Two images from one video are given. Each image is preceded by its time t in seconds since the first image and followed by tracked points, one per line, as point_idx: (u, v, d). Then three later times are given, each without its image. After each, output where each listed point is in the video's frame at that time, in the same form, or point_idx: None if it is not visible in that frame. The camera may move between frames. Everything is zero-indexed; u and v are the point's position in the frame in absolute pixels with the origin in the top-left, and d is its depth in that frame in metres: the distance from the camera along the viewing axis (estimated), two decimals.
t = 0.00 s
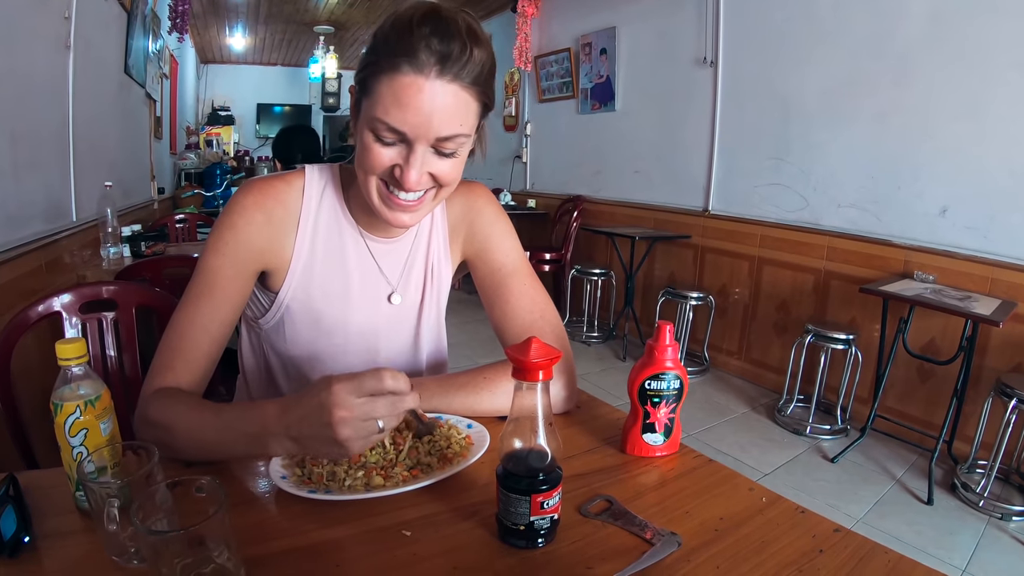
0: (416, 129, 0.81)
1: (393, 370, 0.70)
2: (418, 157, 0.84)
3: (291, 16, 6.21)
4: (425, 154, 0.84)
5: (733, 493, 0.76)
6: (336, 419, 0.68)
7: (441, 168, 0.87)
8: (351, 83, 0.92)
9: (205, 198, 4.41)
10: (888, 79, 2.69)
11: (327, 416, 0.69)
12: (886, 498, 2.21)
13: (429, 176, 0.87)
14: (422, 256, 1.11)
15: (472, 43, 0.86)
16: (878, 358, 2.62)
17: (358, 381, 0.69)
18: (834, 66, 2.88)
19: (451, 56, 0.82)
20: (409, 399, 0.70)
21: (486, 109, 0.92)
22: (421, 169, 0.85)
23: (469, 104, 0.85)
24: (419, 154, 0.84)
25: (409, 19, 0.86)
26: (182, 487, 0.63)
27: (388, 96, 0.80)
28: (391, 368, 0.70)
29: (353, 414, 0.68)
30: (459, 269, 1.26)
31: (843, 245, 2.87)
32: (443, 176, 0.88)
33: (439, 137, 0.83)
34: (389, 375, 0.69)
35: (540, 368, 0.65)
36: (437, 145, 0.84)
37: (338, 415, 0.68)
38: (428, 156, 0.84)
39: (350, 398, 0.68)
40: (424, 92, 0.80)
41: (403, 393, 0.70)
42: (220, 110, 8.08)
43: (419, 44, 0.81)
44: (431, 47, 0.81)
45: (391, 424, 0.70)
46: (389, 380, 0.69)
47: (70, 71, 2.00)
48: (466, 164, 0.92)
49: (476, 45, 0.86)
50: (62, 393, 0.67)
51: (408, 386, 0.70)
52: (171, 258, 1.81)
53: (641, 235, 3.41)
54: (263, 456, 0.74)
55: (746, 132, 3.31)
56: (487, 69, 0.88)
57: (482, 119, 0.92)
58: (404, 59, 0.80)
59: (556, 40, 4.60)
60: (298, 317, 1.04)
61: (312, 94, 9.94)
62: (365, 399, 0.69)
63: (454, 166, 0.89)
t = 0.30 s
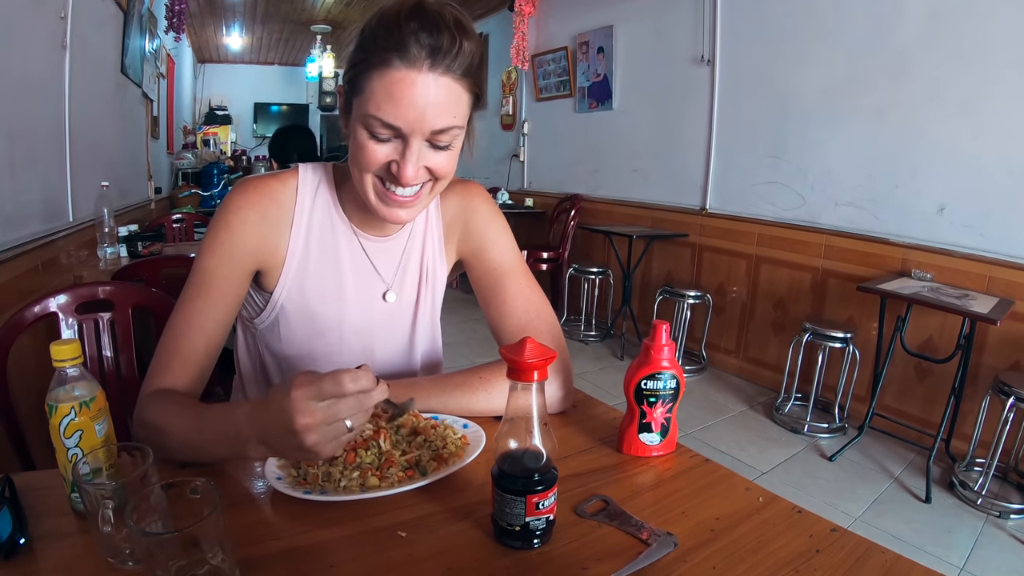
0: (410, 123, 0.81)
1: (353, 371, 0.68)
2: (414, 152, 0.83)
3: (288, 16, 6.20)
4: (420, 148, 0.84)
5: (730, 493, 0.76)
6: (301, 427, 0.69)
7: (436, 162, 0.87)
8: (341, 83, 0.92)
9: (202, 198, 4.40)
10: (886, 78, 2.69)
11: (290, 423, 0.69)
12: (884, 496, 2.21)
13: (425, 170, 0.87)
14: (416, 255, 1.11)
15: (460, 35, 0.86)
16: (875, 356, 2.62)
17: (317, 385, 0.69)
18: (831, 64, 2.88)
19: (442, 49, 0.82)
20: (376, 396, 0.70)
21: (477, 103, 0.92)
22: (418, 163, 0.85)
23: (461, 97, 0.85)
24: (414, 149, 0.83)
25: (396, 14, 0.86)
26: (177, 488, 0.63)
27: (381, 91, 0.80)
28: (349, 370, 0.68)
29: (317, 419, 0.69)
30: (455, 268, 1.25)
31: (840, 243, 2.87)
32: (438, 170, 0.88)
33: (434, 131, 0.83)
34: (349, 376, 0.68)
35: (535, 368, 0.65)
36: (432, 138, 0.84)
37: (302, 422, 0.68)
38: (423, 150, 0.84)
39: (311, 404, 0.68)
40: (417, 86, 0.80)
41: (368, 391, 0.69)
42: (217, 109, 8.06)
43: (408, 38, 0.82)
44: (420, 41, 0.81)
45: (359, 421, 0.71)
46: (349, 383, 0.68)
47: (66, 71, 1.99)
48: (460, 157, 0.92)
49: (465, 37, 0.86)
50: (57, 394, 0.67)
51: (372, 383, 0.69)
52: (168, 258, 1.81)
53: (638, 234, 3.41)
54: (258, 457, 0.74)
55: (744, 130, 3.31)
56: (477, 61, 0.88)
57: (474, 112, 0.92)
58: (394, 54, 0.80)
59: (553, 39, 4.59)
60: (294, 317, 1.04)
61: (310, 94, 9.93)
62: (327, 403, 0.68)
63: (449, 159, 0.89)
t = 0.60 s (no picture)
0: (406, 121, 0.82)
1: (381, 409, 0.74)
2: (410, 150, 0.84)
3: (287, 16, 6.20)
4: (416, 146, 0.84)
5: (728, 492, 0.76)
6: (322, 451, 0.69)
7: (432, 159, 0.87)
8: (335, 82, 0.92)
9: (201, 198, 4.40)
10: (885, 76, 2.69)
11: (311, 446, 0.70)
12: (884, 495, 2.21)
13: (421, 168, 0.87)
14: (414, 253, 1.11)
15: (455, 33, 0.86)
16: (875, 354, 2.62)
17: (344, 414, 0.71)
18: (831, 63, 2.88)
19: (437, 46, 0.82)
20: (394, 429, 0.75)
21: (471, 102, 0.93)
22: (413, 161, 0.85)
23: (457, 94, 0.85)
24: (410, 147, 0.84)
25: (392, 12, 0.86)
26: (177, 488, 0.63)
27: (376, 89, 0.80)
28: (377, 406, 0.73)
29: (339, 445, 0.70)
30: (453, 267, 1.25)
31: (839, 241, 2.87)
32: (434, 167, 0.88)
33: (430, 128, 0.83)
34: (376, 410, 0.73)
35: (533, 367, 0.65)
36: (428, 136, 0.84)
37: (324, 448, 0.69)
38: (419, 148, 0.84)
39: (336, 430, 0.70)
40: (413, 84, 0.80)
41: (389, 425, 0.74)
42: (216, 109, 8.06)
43: (404, 36, 0.82)
44: (416, 39, 0.82)
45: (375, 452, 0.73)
46: (378, 417, 0.72)
47: (65, 72, 1.99)
48: (456, 155, 0.92)
49: (461, 36, 0.87)
50: (57, 395, 0.67)
51: (394, 419, 0.75)
52: (167, 258, 1.81)
53: (637, 233, 3.41)
54: (257, 457, 0.74)
55: (743, 128, 3.31)
56: (473, 58, 0.89)
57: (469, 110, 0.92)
58: (390, 52, 0.81)
59: (551, 38, 4.59)
60: (292, 316, 1.04)
61: (308, 93, 9.94)
62: (351, 432, 0.71)
63: (445, 157, 0.89)
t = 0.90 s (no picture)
0: (414, 116, 0.82)
1: (337, 384, 0.69)
2: (417, 146, 0.83)
3: (286, 16, 6.19)
4: (424, 142, 0.84)
5: (728, 492, 0.76)
6: (275, 432, 0.69)
7: (438, 156, 0.87)
8: (337, 80, 0.91)
9: (200, 198, 4.41)
10: (885, 75, 2.68)
11: (267, 429, 0.70)
12: (884, 493, 2.21)
13: (427, 165, 0.87)
14: (413, 254, 1.11)
15: (459, 30, 0.87)
16: (874, 353, 2.62)
17: (300, 393, 0.70)
18: (830, 61, 2.88)
19: (444, 42, 0.83)
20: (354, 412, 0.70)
21: (473, 99, 0.93)
22: (420, 158, 0.84)
23: (463, 91, 0.85)
24: (417, 143, 0.83)
25: (396, 10, 0.86)
26: (176, 489, 0.63)
27: (383, 84, 0.80)
28: (332, 382, 0.69)
29: (293, 426, 0.69)
30: (452, 267, 1.25)
31: (839, 240, 2.87)
32: (439, 164, 0.88)
33: (436, 124, 0.83)
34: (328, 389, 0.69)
35: (531, 368, 0.65)
36: (434, 132, 0.84)
37: (278, 427, 0.69)
38: (425, 145, 0.84)
39: (290, 410, 0.69)
40: (420, 79, 0.80)
41: (346, 406, 0.69)
42: (215, 110, 8.06)
43: (410, 32, 0.82)
44: (423, 35, 0.82)
45: (337, 437, 0.71)
46: (330, 395, 0.68)
47: (63, 72, 1.99)
48: (459, 152, 0.92)
49: (465, 33, 0.87)
50: (54, 397, 0.67)
51: (353, 400, 0.70)
52: (167, 258, 1.80)
53: (636, 232, 3.41)
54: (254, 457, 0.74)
55: (742, 127, 3.31)
56: (475, 55, 0.89)
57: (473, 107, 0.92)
58: (397, 47, 0.81)
59: (550, 37, 4.58)
60: (291, 317, 1.04)
61: (308, 93, 9.93)
62: (306, 412, 0.69)
63: (449, 153, 0.89)
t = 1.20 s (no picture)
0: (410, 97, 0.82)
1: (326, 396, 0.73)
2: (412, 128, 0.84)
3: (287, 16, 6.20)
4: (420, 125, 0.84)
5: (729, 493, 0.76)
6: (268, 440, 0.72)
7: (435, 141, 0.87)
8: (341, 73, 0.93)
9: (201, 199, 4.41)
10: (885, 76, 2.68)
11: (260, 437, 0.73)
12: (884, 495, 2.21)
13: (424, 151, 0.86)
14: (413, 256, 1.10)
15: (459, 20, 0.89)
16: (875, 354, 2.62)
17: (290, 401, 0.73)
18: (831, 62, 2.88)
19: (442, 27, 0.85)
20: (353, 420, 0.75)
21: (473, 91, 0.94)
22: (416, 140, 0.84)
23: (461, 77, 0.86)
24: (413, 125, 0.84)
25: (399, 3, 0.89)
26: (177, 491, 0.63)
27: (381, 65, 0.82)
28: (322, 394, 0.73)
29: (286, 433, 0.72)
30: (453, 268, 1.25)
31: (839, 241, 2.87)
32: (436, 150, 0.88)
33: (433, 106, 0.84)
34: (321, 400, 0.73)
35: (533, 370, 0.65)
36: (431, 115, 0.84)
37: (269, 436, 0.72)
38: (421, 128, 0.85)
39: (281, 418, 0.72)
40: (416, 60, 0.82)
41: (340, 415, 0.74)
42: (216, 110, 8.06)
43: (409, 18, 0.84)
44: (422, 21, 0.84)
45: (330, 444, 0.74)
46: (321, 406, 0.72)
47: (64, 73, 1.99)
48: (459, 143, 0.92)
49: (466, 24, 0.89)
50: (56, 398, 0.67)
51: (345, 408, 0.74)
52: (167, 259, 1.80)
53: (637, 233, 3.41)
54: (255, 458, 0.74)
55: (742, 128, 3.31)
56: (475, 47, 0.91)
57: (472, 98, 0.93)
58: (395, 31, 0.83)
59: (551, 38, 4.59)
60: (291, 318, 1.04)
61: (308, 94, 9.93)
62: (297, 421, 0.73)
63: (447, 141, 0.89)
